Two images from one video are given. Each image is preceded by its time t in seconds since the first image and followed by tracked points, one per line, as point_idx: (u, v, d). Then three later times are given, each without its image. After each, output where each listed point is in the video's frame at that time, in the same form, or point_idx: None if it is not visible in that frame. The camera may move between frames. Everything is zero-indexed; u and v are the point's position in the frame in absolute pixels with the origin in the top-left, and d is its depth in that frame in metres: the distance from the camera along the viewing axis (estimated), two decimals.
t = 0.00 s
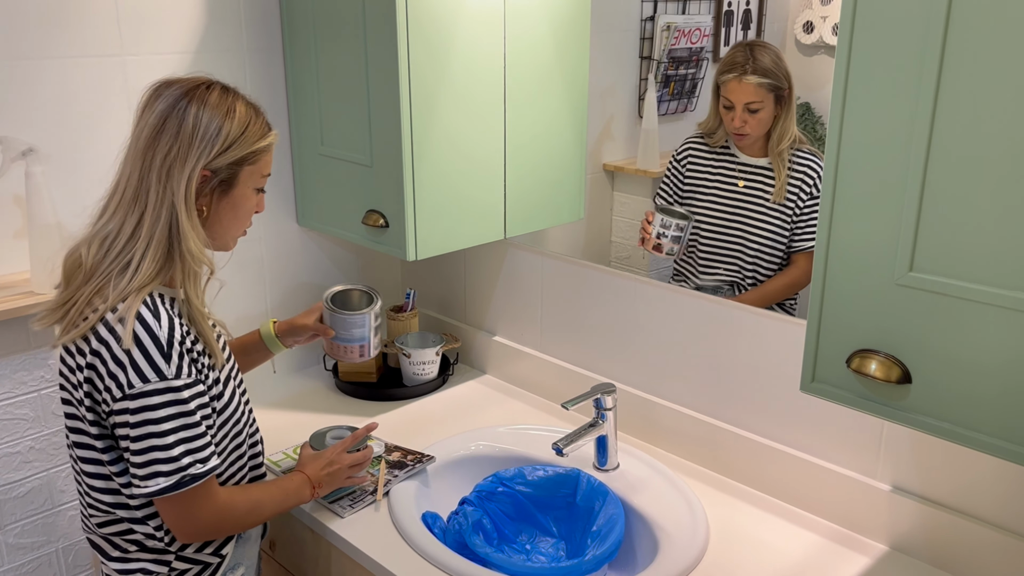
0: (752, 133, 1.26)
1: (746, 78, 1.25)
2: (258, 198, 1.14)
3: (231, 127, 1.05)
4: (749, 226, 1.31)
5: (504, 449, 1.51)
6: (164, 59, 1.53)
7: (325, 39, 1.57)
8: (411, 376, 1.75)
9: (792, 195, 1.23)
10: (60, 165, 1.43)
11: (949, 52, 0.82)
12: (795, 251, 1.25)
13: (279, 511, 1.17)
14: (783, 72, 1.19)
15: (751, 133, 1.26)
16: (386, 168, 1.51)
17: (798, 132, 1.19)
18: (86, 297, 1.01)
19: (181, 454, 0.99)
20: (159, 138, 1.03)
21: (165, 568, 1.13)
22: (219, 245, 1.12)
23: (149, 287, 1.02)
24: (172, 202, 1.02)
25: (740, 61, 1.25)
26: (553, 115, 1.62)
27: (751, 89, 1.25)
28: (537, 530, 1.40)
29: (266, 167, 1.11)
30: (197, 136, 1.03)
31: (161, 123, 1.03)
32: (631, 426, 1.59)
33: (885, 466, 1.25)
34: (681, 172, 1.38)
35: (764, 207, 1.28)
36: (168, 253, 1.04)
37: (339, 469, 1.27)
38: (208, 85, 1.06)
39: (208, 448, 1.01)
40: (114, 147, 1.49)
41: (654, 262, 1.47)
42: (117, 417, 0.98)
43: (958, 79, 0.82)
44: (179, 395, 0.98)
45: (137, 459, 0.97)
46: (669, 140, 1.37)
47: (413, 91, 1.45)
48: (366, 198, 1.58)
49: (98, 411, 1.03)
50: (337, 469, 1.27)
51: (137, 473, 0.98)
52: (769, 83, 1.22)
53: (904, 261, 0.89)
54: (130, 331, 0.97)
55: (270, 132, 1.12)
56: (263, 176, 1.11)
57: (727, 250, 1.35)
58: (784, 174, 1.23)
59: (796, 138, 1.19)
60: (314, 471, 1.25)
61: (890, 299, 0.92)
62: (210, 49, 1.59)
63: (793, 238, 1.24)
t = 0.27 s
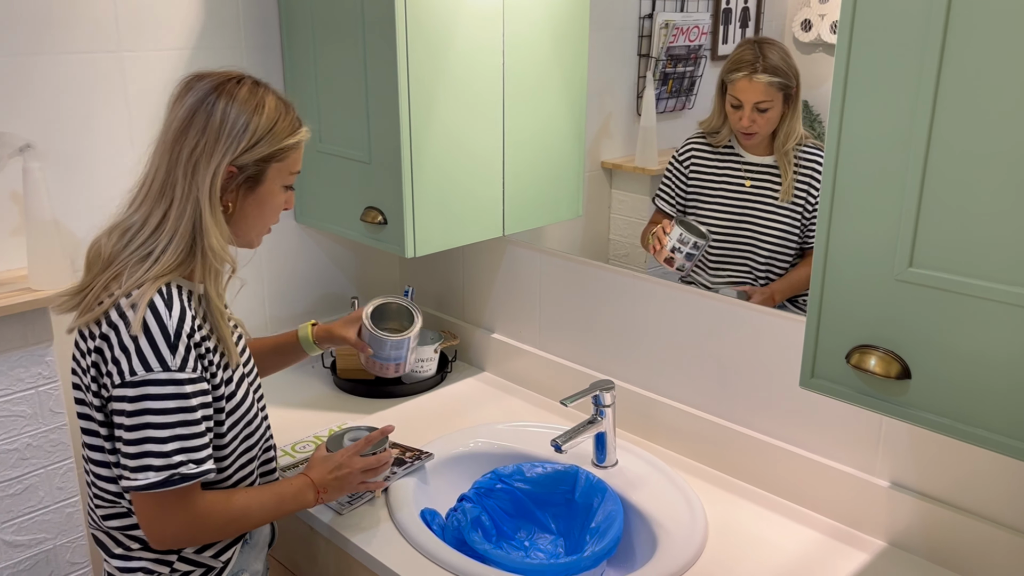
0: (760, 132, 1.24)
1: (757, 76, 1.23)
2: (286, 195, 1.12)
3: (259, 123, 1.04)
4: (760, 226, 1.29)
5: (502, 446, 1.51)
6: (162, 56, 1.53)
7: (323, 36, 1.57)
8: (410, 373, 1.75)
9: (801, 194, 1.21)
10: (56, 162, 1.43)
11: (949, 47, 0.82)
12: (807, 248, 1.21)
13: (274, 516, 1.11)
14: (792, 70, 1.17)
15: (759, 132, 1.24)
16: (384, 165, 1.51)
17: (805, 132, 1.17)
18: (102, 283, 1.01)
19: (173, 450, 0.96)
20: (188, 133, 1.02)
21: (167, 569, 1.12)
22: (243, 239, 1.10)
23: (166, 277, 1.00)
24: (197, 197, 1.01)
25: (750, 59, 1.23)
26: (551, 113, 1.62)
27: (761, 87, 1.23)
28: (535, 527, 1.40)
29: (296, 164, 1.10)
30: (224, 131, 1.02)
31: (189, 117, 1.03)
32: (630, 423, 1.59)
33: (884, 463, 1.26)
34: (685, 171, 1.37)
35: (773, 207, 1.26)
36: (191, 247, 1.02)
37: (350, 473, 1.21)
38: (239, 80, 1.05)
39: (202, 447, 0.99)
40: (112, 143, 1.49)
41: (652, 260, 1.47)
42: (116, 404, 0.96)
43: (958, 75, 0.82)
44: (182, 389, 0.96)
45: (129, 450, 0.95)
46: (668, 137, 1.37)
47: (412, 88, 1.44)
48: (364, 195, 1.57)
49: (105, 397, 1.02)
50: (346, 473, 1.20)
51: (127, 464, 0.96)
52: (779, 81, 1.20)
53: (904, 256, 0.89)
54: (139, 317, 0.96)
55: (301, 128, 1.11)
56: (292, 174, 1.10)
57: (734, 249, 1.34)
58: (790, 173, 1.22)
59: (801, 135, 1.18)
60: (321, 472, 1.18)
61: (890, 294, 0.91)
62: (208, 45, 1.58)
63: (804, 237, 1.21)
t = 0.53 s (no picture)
0: (773, 141, 1.21)
1: (774, 84, 1.20)
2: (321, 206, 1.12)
3: (299, 132, 1.03)
4: (771, 230, 1.27)
5: (499, 445, 1.51)
6: (158, 53, 1.52)
7: (320, 34, 1.57)
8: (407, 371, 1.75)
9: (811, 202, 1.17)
10: (53, 159, 1.42)
11: (946, 47, 0.82)
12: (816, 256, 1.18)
13: (279, 526, 1.10)
14: (807, 76, 1.13)
15: (774, 140, 1.21)
16: (382, 163, 1.50)
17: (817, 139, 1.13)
18: (127, 283, 1.02)
19: (180, 458, 0.96)
20: (227, 138, 1.02)
21: None
22: (277, 249, 1.10)
23: (192, 282, 1.00)
24: (232, 205, 1.01)
25: (767, 66, 1.20)
26: (549, 111, 1.62)
27: (778, 95, 1.20)
28: (533, 525, 1.41)
29: (332, 176, 1.09)
30: (263, 139, 1.01)
31: (229, 122, 1.02)
32: (627, 422, 1.59)
33: (880, 462, 1.26)
34: (693, 175, 1.36)
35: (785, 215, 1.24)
36: (222, 254, 1.02)
37: (360, 481, 1.17)
38: (282, 88, 1.05)
39: (211, 456, 0.98)
40: (109, 141, 1.48)
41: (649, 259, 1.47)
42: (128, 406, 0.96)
43: (955, 74, 0.82)
44: (197, 396, 0.96)
45: (136, 453, 0.95)
46: (666, 136, 1.37)
47: (409, 86, 1.44)
48: (362, 193, 1.57)
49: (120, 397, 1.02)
50: (355, 480, 1.17)
51: (132, 468, 0.95)
52: (795, 89, 1.16)
53: (900, 255, 0.89)
54: (160, 320, 0.96)
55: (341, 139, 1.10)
56: (327, 185, 1.09)
57: (744, 252, 1.32)
58: (802, 181, 1.18)
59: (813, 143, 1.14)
60: (328, 480, 1.16)
61: (887, 294, 0.92)
62: (205, 43, 1.58)
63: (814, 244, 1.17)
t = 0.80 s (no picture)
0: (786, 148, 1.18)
1: (788, 92, 1.17)
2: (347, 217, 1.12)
3: (327, 142, 1.03)
4: (778, 235, 1.26)
5: (495, 445, 1.50)
6: (156, 51, 1.52)
7: (318, 33, 1.56)
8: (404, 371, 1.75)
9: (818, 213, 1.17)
10: (50, 157, 1.42)
11: (943, 48, 0.82)
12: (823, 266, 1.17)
13: (284, 529, 1.09)
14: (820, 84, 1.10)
15: (786, 148, 1.18)
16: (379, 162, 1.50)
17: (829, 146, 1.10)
18: (148, 285, 1.02)
19: (193, 466, 0.96)
20: (254, 146, 1.02)
21: None
22: (302, 258, 1.10)
23: (214, 288, 1.01)
24: (258, 213, 1.02)
25: (782, 75, 1.18)
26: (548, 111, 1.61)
27: (792, 104, 1.17)
28: (529, 525, 1.40)
29: (358, 188, 1.10)
30: (291, 148, 1.02)
31: (258, 130, 1.03)
32: (624, 422, 1.59)
33: (878, 463, 1.25)
34: (699, 178, 1.35)
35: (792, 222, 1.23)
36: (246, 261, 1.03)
37: (370, 483, 1.16)
38: (312, 97, 1.05)
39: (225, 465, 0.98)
40: (106, 139, 1.48)
41: (647, 259, 1.47)
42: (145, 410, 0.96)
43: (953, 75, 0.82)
44: (213, 404, 0.96)
45: (150, 458, 0.95)
46: (665, 136, 1.37)
47: (407, 85, 1.44)
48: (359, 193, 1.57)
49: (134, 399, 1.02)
50: (365, 483, 1.16)
51: (146, 472, 0.95)
52: (809, 98, 1.14)
53: (897, 256, 0.89)
54: (181, 326, 0.96)
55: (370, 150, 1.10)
56: (353, 197, 1.10)
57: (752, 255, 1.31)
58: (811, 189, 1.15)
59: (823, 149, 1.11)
60: (338, 481, 1.15)
61: (883, 295, 0.91)
62: (202, 41, 1.58)
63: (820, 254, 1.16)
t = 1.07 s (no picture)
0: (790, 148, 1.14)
1: (793, 92, 1.15)
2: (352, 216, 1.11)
3: (330, 140, 1.03)
4: (779, 240, 1.24)
5: (490, 446, 1.50)
6: (152, 49, 1.51)
7: (315, 32, 1.56)
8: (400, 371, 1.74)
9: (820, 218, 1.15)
10: (44, 155, 1.41)
11: (939, 49, 0.81)
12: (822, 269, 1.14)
13: (299, 530, 1.08)
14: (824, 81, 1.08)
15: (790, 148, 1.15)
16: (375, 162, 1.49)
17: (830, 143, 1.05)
18: (153, 289, 1.02)
19: (203, 471, 0.96)
20: (256, 145, 1.02)
21: None
22: (306, 257, 1.10)
23: (219, 291, 1.00)
24: (259, 212, 1.01)
25: (787, 74, 1.16)
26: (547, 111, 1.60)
27: (796, 103, 1.14)
28: (524, 527, 1.39)
29: (363, 186, 1.09)
30: (293, 146, 1.01)
31: (260, 128, 1.02)
32: (620, 424, 1.58)
33: (874, 467, 1.24)
34: (700, 180, 1.34)
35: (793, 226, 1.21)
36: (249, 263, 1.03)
37: (384, 485, 1.16)
38: (315, 94, 1.05)
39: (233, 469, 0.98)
40: (101, 137, 1.48)
41: (644, 260, 1.46)
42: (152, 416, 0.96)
43: (949, 76, 0.81)
44: (220, 409, 0.96)
45: (159, 464, 0.95)
46: (665, 136, 1.36)
47: (403, 84, 1.43)
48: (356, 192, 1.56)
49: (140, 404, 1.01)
50: (380, 484, 1.15)
51: (155, 478, 0.96)
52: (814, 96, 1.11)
53: (891, 259, 0.88)
54: (187, 331, 0.96)
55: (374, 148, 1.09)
56: (357, 196, 1.09)
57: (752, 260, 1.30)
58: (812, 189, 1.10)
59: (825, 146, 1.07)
60: (352, 481, 1.14)
61: (878, 298, 0.90)
62: (199, 40, 1.57)
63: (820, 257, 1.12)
